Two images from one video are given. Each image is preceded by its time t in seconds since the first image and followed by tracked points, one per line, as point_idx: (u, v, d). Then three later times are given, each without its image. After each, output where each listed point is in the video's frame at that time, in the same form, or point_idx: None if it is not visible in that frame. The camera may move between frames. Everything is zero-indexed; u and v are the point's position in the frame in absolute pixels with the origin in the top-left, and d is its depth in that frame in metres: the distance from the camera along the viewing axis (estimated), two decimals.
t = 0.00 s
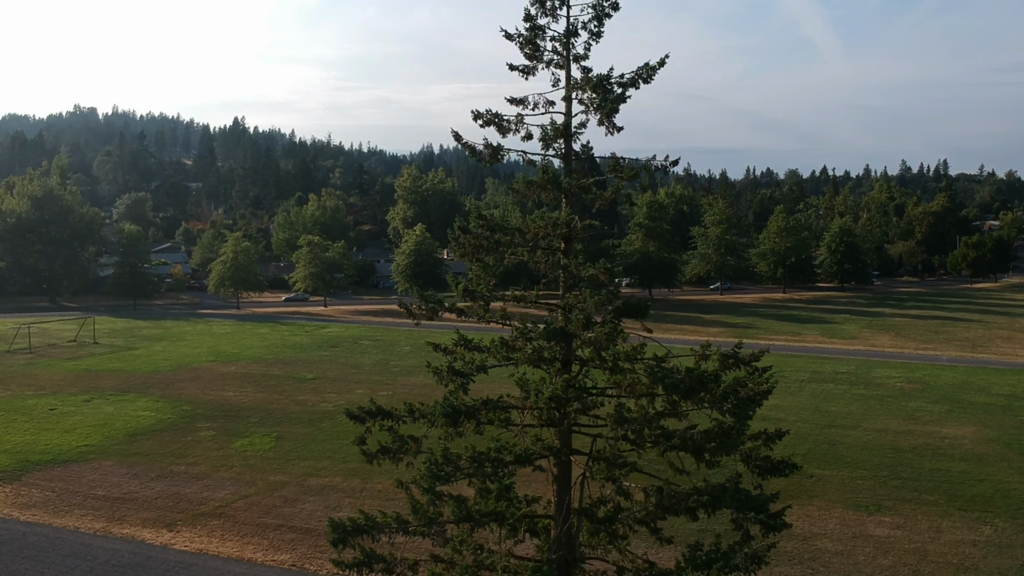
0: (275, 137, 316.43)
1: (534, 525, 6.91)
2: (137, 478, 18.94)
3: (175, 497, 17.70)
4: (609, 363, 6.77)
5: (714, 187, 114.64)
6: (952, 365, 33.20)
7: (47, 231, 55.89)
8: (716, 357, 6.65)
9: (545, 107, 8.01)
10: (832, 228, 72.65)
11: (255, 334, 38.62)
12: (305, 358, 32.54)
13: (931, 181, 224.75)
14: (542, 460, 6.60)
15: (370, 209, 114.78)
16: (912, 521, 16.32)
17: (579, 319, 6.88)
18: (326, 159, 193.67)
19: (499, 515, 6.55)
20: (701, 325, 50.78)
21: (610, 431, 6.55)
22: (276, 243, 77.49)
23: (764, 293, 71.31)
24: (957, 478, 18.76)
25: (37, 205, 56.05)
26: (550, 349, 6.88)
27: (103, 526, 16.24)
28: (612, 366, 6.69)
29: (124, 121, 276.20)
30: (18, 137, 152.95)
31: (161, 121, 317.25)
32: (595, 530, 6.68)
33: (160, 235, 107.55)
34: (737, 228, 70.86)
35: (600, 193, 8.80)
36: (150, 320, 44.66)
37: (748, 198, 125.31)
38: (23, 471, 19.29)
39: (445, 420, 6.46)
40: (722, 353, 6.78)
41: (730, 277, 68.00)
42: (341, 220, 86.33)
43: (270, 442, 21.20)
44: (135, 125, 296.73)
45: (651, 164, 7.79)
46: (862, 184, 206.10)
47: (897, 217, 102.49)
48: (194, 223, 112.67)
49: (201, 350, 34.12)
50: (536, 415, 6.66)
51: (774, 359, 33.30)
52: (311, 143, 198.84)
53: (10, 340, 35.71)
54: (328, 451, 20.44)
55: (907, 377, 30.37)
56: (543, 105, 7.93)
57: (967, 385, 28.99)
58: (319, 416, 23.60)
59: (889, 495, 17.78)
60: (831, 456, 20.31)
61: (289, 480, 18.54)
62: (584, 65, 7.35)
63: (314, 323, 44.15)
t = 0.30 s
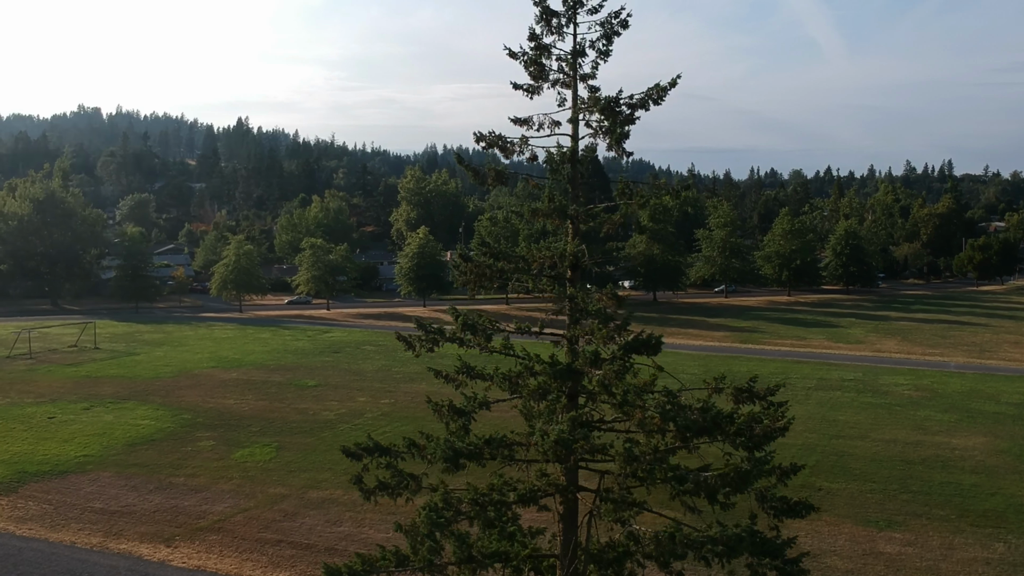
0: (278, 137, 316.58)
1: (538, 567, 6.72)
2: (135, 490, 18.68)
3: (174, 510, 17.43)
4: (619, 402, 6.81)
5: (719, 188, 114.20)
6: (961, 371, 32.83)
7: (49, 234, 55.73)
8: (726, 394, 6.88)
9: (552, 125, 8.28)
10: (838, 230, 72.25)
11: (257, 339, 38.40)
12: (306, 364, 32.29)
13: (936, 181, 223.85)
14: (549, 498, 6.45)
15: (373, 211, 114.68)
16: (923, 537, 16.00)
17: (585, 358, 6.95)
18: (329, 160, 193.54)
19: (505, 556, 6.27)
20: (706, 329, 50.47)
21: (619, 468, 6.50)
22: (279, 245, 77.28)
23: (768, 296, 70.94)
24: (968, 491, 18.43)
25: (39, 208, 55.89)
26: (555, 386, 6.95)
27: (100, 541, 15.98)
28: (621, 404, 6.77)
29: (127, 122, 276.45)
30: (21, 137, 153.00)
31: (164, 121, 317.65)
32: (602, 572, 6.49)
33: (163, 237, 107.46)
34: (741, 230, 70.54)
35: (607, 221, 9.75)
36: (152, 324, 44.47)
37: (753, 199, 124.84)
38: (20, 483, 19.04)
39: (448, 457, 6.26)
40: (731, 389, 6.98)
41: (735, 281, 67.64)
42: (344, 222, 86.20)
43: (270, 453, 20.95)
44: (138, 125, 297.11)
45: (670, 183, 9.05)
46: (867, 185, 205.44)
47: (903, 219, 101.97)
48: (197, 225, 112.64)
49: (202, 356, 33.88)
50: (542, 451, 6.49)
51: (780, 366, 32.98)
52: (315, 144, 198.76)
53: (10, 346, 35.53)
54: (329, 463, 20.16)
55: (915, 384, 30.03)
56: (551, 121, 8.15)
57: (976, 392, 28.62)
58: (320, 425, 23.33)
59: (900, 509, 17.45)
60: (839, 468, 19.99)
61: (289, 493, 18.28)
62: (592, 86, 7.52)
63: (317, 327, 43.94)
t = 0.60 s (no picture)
0: (280, 138, 316.52)
1: None
2: (133, 504, 18.41)
3: (172, 524, 17.17)
4: (628, 442, 7.34)
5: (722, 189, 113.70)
6: (968, 378, 32.49)
7: (50, 237, 55.52)
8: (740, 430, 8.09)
9: (555, 143, 8.78)
10: (842, 233, 71.87)
11: (258, 344, 38.13)
12: (307, 371, 32.01)
13: (940, 182, 222.87)
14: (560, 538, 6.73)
15: (376, 212, 114.42)
16: (934, 555, 15.67)
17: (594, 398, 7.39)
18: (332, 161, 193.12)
19: None
20: (710, 333, 50.16)
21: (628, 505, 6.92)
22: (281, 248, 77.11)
23: (772, 299, 70.57)
24: (979, 505, 18.12)
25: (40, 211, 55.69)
26: (563, 428, 7.55)
27: (96, 556, 15.71)
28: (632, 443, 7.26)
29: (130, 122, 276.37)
30: (24, 138, 152.72)
31: (167, 121, 317.82)
32: None
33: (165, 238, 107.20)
34: (745, 232, 70.20)
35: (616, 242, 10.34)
36: (152, 328, 44.24)
37: (757, 201, 124.35)
38: (15, 496, 18.77)
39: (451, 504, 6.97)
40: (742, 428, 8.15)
41: (739, 283, 67.29)
42: (346, 224, 86.02)
43: (270, 463, 20.69)
44: (141, 126, 297.21)
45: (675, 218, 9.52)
46: (871, 186, 204.61)
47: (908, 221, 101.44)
48: (200, 226, 112.51)
49: (202, 362, 33.64)
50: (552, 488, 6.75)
51: (785, 373, 32.65)
52: (317, 144, 198.41)
53: (9, 351, 35.30)
54: (329, 475, 19.88)
55: (922, 392, 29.67)
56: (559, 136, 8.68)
57: (985, 401, 28.25)
58: (321, 435, 23.03)
59: (909, 524, 17.12)
60: (847, 481, 19.68)
61: (289, 507, 18.02)
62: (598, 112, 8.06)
63: (318, 332, 43.70)
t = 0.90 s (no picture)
0: (280, 138, 316.36)
1: None
2: (127, 516, 18.13)
3: (165, 539, 16.89)
4: (636, 483, 7.60)
5: (722, 191, 113.49)
6: (971, 385, 32.23)
7: (47, 240, 55.26)
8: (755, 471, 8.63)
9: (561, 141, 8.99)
10: (842, 235, 71.66)
11: (255, 349, 37.84)
12: (304, 377, 31.70)
13: (940, 183, 222.64)
14: None
15: (375, 214, 114.17)
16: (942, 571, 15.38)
17: (598, 444, 7.64)
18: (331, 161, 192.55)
19: None
20: (710, 336, 49.90)
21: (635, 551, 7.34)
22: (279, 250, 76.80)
23: (773, 302, 70.32)
24: (985, 519, 17.84)
25: (36, 214, 55.41)
26: (566, 472, 7.65)
27: (88, 573, 15.42)
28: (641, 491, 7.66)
29: (129, 123, 275.91)
30: (22, 139, 152.39)
31: (167, 121, 317.48)
32: None
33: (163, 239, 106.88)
34: (745, 234, 69.98)
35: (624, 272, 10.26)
36: (149, 332, 43.93)
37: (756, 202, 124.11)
38: (6, 508, 18.47)
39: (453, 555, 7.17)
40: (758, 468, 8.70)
41: (739, 286, 67.03)
42: (345, 226, 85.80)
43: (266, 475, 20.39)
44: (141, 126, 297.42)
45: (679, 244, 9.81)
46: (870, 187, 204.39)
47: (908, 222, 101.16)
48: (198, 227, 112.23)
49: (199, 368, 33.33)
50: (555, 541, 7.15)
51: (787, 379, 32.36)
52: (316, 145, 198.08)
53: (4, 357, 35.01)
54: (326, 487, 19.58)
55: (926, 399, 29.37)
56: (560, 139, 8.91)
57: (990, 408, 27.95)
58: (318, 445, 22.70)
59: (915, 538, 16.84)
60: (851, 493, 19.38)
61: (285, 520, 17.73)
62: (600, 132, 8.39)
63: (316, 336, 43.40)
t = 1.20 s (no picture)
0: (279, 138, 316.23)
1: None
2: (119, 530, 17.83)
3: (158, 554, 16.59)
4: (641, 534, 7.68)
5: (722, 192, 113.30)
6: (974, 391, 31.95)
7: (43, 243, 54.96)
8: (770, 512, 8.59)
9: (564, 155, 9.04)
10: (843, 238, 71.45)
11: (252, 354, 37.57)
12: (301, 383, 31.40)
13: (939, 184, 222.38)
14: None
15: (373, 215, 113.83)
16: None
17: (602, 492, 7.89)
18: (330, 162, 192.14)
19: None
20: (711, 341, 49.63)
21: None
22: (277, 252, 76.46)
23: (773, 305, 70.05)
24: (991, 533, 17.55)
25: (32, 216, 55.08)
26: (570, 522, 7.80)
27: None
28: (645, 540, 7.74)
29: (128, 123, 275.51)
30: (20, 139, 152.06)
31: (166, 121, 317.18)
32: None
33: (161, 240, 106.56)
34: (746, 237, 69.75)
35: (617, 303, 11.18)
36: (146, 336, 43.63)
37: (756, 202, 123.87)
38: None
39: None
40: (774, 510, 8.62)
41: (739, 289, 66.77)
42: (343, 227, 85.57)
43: (261, 486, 20.11)
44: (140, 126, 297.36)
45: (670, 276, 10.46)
46: (870, 188, 204.12)
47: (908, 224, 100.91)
48: (197, 229, 111.88)
49: (195, 374, 33.00)
50: None
51: (789, 386, 32.07)
52: (315, 145, 197.73)
53: None
54: (322, 499, 19.27)
55: (929, 407, 29.10)
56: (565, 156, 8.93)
57: (993, 416, 27.67)
58: (314, 455, 22.41)
59: (922, 553, 16.55)
60: (855, 505, 19.10)
61: (280, 534, 17.45)
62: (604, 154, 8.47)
63: (314, 340, 43.09)
